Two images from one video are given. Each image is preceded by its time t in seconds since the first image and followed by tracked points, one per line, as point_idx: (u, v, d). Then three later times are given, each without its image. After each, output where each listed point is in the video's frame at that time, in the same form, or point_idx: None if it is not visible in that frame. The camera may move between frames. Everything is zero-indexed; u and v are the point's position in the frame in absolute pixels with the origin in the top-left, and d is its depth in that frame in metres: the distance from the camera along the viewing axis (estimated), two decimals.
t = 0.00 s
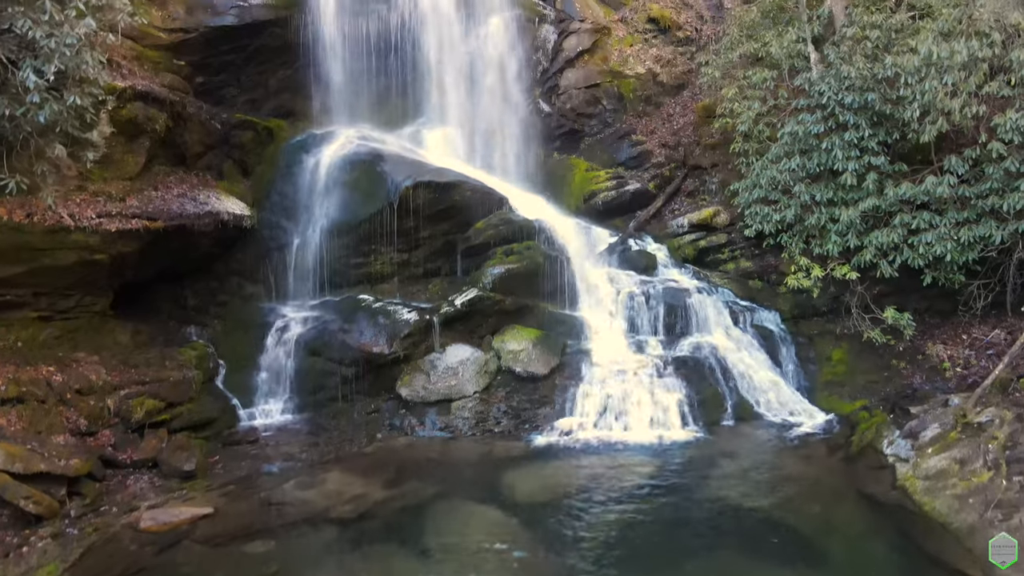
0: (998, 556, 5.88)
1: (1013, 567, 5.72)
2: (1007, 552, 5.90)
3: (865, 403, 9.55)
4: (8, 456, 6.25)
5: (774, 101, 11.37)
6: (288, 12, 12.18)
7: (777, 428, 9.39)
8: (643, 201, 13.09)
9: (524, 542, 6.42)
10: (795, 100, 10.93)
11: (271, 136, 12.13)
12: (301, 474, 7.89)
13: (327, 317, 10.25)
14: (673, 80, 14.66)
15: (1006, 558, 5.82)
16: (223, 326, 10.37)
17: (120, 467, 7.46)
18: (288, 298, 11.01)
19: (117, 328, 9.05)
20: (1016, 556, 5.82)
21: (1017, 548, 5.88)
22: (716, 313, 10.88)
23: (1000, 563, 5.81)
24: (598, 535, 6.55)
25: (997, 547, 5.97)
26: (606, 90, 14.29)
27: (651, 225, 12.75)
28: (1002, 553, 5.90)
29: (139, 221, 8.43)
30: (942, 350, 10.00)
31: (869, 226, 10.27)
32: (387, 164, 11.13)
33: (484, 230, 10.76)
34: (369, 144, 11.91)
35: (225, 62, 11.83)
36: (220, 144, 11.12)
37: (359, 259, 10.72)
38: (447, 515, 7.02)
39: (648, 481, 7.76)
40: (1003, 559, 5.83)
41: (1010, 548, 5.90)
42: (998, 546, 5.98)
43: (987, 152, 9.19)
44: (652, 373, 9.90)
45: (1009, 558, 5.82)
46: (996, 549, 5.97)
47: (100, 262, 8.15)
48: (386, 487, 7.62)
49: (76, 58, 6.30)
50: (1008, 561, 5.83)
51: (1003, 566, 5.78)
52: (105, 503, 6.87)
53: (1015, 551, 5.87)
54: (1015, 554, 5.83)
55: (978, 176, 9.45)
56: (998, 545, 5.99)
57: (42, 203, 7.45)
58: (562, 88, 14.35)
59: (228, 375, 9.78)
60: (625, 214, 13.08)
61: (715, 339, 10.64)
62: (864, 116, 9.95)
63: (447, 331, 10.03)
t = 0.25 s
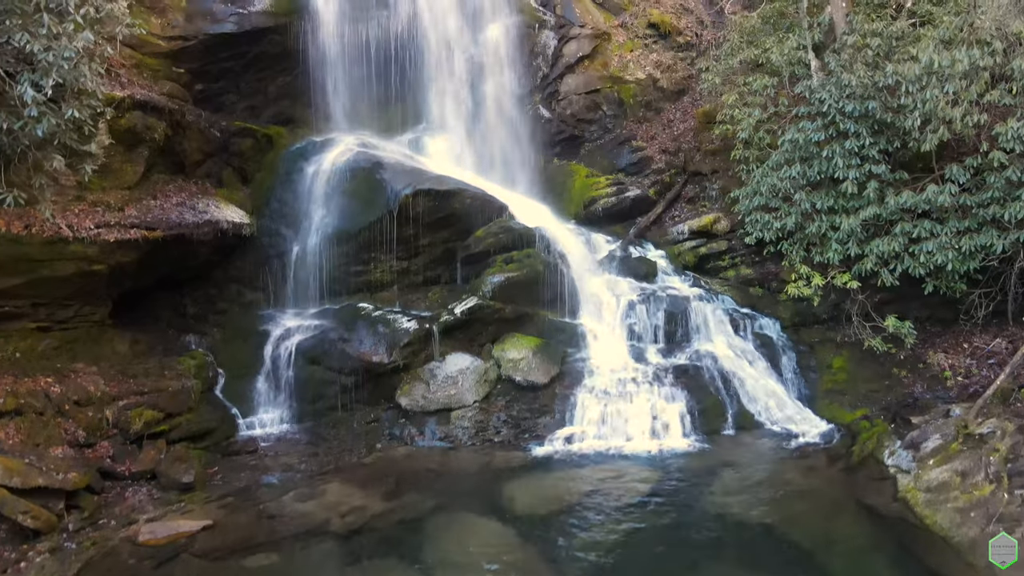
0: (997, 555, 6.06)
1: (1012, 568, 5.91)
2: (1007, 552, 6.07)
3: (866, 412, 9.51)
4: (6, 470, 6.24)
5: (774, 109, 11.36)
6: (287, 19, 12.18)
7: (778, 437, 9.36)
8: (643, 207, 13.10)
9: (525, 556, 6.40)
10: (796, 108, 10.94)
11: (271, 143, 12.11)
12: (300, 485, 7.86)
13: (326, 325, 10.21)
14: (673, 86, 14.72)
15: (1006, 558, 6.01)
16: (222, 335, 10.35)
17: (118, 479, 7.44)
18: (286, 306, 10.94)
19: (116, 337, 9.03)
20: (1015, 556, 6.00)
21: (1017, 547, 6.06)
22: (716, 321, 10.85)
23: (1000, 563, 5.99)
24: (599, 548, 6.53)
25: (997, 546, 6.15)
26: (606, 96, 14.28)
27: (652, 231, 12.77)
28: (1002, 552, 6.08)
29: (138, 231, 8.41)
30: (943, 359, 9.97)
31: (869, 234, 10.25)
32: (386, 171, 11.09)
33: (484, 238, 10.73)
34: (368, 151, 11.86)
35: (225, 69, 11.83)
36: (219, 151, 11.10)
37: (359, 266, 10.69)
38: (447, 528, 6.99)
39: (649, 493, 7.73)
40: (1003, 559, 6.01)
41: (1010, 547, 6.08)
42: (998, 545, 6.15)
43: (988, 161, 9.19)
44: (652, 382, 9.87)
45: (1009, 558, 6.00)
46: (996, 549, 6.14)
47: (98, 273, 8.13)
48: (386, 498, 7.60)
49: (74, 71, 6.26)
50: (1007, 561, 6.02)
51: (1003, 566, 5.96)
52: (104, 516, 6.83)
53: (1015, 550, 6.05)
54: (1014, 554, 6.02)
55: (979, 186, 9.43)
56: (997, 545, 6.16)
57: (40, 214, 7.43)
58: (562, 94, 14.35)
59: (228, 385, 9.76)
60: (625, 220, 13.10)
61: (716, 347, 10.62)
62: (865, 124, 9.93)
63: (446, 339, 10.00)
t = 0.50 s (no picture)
0: (997, 556, 6.22)
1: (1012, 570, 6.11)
2: (1007, 551, 6.23)
3: (866, 421, 9.50)
4: (5, 483, 6.23)
5: (774, 116, 11.36)
6: (287, 26, 12.18)
7: (779, 446, 9.35)
8: (643, 214, 13.08)
9: (525, 569, 6.39)
10: (796, 116, 10.94)
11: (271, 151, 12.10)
12: (300, 495, 7.85)
13: (326, 334, 10.20)
14: (673, 91, 14.70)
15: (1007, 559, 6.18)
16: (222, 343, 10.34)
17: (118, 490, 7.43)
18: (286, 314, 10.92)
19: (115, 346, 9.03)
20: (1016, 556, 6.16)
21: (1017, 546, 6.20)
22: (717, 329, 10.83)
23: (1000, 563, 6.17)
24: (599, 561, 6.53)
25: (997, 546, 6.29)
26: (606, 102, 14.31)
27: (651, 237, 12.69)
28: (1002, 552, 6.24)
29: (137, 241, 8.41)
30: (943, 367, 9.96)
31: (870, 242, 10.24)
32: (386, 179, 11.09)
33: (484, 246, 10.72)
34: (368, 158, 11.86)
35: (225, 76, 11.79)
36: (219, 159, 11.09)
37: (358, 274, 10.67)
38: (447, 539, 6.99)
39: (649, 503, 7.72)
40: (1003, 560, 6.19)
41: (1010, 546, 6.23)
42: (998, 544, 6.29)
43: (989, 170, 9.19)
44: (652, 390, 9.86)
45: (1009, 559, 6.17)
46: (995, 548, 6.29)
47: (98, 283, 8.12)
48: (386, 509, 7.59)
49: (73, 85, 6.27)
50: (1007, 560, 6.20)
51: (1003, 566, 6.14)
52: (103, 528, 6.83)
53: (1015, 549, 6.21)
54: (1015, 554, 6.17)
55: (979, 195, 9.44)
56: (997, 544, 6.30)
57: (38, 224, 7.38)
58: (562, 100, 14.38)
59: (228, 393, 9.76)
60: (625, 227, 13.00)
61: (716, 355, 10.60)
62: (865, 132, 9.92)
63: (446, 348, 9.98)
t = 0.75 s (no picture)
0: (997, 556, 6.39)
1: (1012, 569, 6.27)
2: (1006, 551, 6.41)
3: (866, 430, 9.50)
4: (5, 496, 6.23)
5: (774, 123, 11.36)
6: (287, 34, 12.21)
7: (779, 454, 9.35)
8: (643, 220, 13.08)
9: None
10: (796, 123, 10.94)
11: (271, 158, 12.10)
12: (300, 506, 7.85)
13: (326, 341, 10.20)
14: (673, 97, 14.71)
15: (1006, 558, 6.35)
16: (222, 351, 10.33)
17: (118, 501, 7.43)
18: (286, 322, 10.92)
19: (116, 355, 9.03)
20: (1015, 556, 6.34)
21: (1016, 547, 6.39)
22: (717, 336, 10.83)
23: (1000, 563, 6.33)
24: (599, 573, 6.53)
25: (997, 546, 6.47)
26: (606, 107, 14.28)
27: (652, 244, 12.73)
28: (1001, 552, 6.42)
29: (137, 251, 8.42)
30: (943, 375, 9.96)
31: (869, 250, 10.24)
32: (386, 188, 11.10)
33: (484, 254, 10.73)
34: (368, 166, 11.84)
35: (225, 83, 11.79)
36: (219, 167, 11.08)
37: (358, 282, 10.66)
38: (447, 551, 6.99)
39: (649, 514, 7.72)
40: (1003, 560, 6.35)
41: (1009, 547, 6.42)
42: (998, 545, 6.47)
43: (989, 179, 9.19)
44: (653, 398, 9.85)
45: (1009, 559, 6.35)
46: (995, 548, 6.47)
47: (98, 293, 8.13)
48: (386, 520, 7.60)
49: (73, 98, 6.30)
50: (1007, 560, 6.37)
51: (1003, 566, 6.31)
52: (103, 540, 6.83)
53: (1014, 549, 6.39)
54: (1014, 554, 6.35)
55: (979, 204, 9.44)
56: (998, 545, 6.48)
57: (39, 236, 7.38)
58: (562, 105, 14.35)
59: (228, 402, 9.76)
60: (625, 232, 13.08)
61: (716, 363, 10.59)
62: (865, 141, 9.92)
63: (446, 356, 9.98)
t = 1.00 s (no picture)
0: (997, 556, 6.49)
1: (1012, 569, 6.36)
2: (1007, 551, 6.48)
3: (866, 439, 9.52)
4: (6, 509, 6.24)
5: (774, 131, 11.37)
6: (288, 42, 12.23)
7: (779, 463, 9.37)
8: (643, 226, 13.07)
9: None
10: (796, 131, 10.95)
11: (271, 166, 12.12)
12: (301, 516, 7.87)
13: (325, 350, 10.19)
14: (673, 103, 14.74)
15: (1006, 558, 6.44)
16: (222, 359, 10.35)
17: (118, 512, 7.44)
18: (286, 329, 10.92)
19: (116, 365, 9.04)
20: (1015, 556, 6.42)
21: (1016, 546, 6.46)
22: (716, 344, 10.83)
23: (1001, 563, 6.43)
24: None
25: (998, 546, 6.55)
26: (606, 113, 14.36)
27: (651, 250, 12.71)
28: (1001, 552, 6.50)
29: (138, 261, 8.44)
30: (943, 384, 9.97)
31: (869, 258, 10.24)
32: (386, 196, 11.08)
33: (485, 262, 10.74)
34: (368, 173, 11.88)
35: (225, 91, 11.79)
36: (219, 175, 11.09)
37: (359, 290, 10.67)
38: (448, 562, 7.01)
39: (649, 524, 7.74)
40: (1003, 560, 6.44)
41: (1009, 546, 6.50)
42: (998, 545, 6.55)
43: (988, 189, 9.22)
44: (653, 407, 9.87)
45: (1009, 558, 6.43)
46: (996, 548, 6.55)
47: (99, 304, 8.14)
48: (386, 530, 7.61)
49: (74, 113, 6.32)
50: (1007, 560, 6.46)
51: (1004, 566, 6.40)
52: (104, 552, 6.83)
53: (1015, 549, 6.47)
54: (1014, 554, 6.43)
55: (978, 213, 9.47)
56: (998, 544, 6.56)
57: (39, 248, 7.33)
58: (563, 111, 14.42)
59: (228, 411, 9.78)
60: (625, 239, 13.00)
61: (715, 371, 10.60)
62: (864, 149, 9.93)
63: (446, 364, 9.99)
